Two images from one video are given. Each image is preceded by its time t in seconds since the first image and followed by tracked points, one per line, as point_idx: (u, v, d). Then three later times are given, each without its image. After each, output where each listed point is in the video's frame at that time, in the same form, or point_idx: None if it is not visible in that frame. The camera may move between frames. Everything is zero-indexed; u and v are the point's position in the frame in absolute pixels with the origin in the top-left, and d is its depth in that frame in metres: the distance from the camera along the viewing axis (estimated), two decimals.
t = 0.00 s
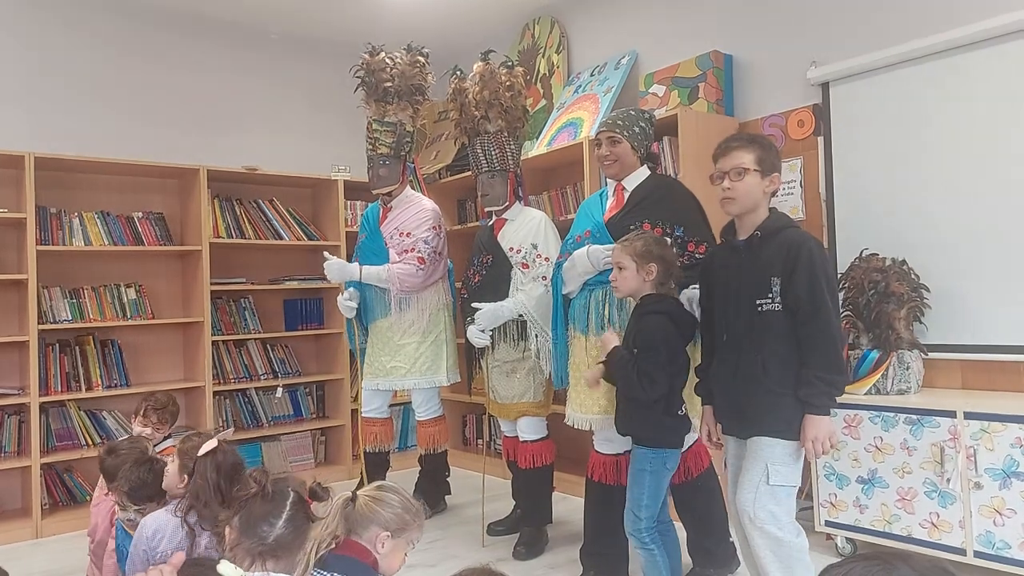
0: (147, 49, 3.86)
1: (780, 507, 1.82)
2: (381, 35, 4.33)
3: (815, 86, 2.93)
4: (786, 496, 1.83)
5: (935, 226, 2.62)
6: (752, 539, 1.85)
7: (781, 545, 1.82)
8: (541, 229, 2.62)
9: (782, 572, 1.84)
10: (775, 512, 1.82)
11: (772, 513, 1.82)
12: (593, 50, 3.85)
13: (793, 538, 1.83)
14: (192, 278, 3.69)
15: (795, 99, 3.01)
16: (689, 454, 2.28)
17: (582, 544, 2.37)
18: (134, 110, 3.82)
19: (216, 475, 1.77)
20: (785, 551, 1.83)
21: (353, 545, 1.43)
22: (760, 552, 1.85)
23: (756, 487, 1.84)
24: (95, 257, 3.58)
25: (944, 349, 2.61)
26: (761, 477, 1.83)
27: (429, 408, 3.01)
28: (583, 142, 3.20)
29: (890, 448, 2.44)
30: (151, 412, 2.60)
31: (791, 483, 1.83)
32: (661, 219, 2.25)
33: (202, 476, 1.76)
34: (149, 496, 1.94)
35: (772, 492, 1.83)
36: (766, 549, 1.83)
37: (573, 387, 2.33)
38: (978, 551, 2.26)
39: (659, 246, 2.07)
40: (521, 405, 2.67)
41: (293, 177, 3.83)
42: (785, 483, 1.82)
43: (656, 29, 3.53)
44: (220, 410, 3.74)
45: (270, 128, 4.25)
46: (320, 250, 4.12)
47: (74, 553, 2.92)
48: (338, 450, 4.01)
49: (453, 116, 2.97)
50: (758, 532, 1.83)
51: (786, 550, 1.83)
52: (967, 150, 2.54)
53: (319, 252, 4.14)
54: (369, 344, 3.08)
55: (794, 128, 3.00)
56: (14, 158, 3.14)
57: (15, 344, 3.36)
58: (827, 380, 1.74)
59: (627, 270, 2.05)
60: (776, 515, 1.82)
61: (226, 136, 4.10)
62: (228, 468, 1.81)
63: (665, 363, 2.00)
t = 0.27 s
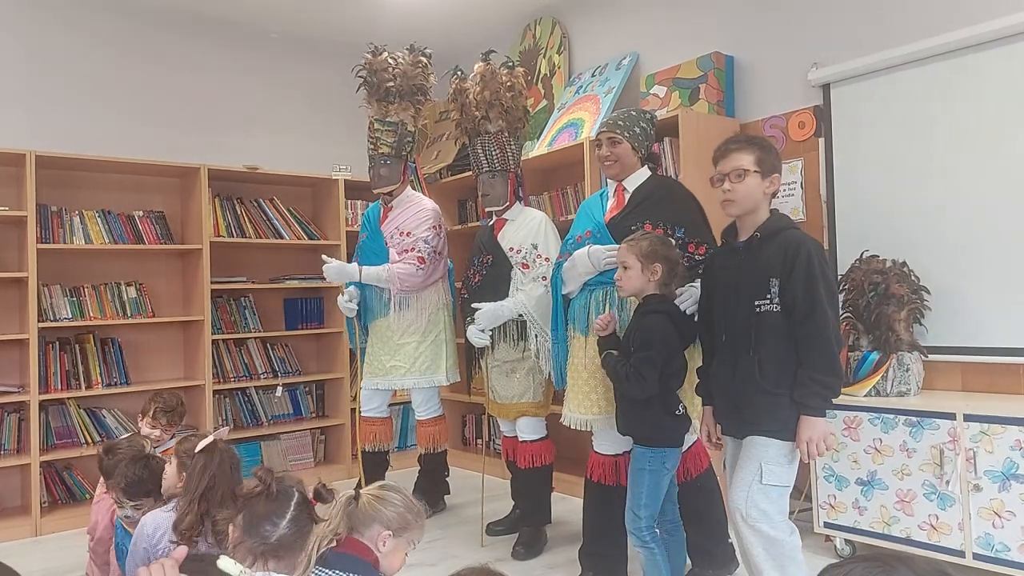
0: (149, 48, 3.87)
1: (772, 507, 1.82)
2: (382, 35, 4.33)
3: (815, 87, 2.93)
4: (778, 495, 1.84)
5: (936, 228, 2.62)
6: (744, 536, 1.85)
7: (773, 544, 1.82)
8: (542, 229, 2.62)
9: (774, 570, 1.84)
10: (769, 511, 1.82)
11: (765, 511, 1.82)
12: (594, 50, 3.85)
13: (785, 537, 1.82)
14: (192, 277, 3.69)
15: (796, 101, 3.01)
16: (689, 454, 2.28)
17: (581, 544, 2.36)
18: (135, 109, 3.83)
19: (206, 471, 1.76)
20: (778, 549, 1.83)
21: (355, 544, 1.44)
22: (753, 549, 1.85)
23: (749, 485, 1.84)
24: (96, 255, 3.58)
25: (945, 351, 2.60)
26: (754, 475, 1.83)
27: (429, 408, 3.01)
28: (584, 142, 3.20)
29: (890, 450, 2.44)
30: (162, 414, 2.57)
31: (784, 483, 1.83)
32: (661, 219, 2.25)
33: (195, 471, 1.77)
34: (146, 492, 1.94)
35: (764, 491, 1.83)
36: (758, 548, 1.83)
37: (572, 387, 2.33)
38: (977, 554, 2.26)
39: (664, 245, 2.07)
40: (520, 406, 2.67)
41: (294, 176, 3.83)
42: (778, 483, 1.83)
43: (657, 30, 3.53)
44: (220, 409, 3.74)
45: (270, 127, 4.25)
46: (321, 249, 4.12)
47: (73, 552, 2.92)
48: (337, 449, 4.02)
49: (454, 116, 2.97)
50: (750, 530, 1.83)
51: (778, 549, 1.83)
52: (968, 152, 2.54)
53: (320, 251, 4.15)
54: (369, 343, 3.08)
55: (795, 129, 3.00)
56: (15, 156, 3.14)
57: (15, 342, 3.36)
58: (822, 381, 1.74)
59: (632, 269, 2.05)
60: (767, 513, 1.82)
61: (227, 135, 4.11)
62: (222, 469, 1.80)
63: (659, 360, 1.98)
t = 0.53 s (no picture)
0: (148, 49, 3.86)
1: (777, 512, 1.82)
2: (381, 36, 4.33)
3: (815, 87, 2.93)
4: (783, 500, 1.84)
5: (936, 227, 2.62)
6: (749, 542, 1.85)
7: (778, 549, 1.83)
8: (541, 229, 2.62)
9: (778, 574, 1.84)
10: (774, 517, 1.82)
11: (770, 518, 1.82)
12: (594, 51, 3.85)
13: (791, 543, 1.83)
14: (192, 278, 3.69)
15: (796, 101, 3.01)
16: (689, 454, 2.28)
17: (581, 545, 2.37)
18: (134, 110, 3.82)
19: (215, 469, 1.81)
20: (783, 554, 1.83)
21: (357, 545, 1.44)
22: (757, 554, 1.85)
23: (753, 491, 1.84)
24: (95, 256, 3.58)
25: (944, 351, 2.61)
26: (758, 481, 1.84)
27: (430, 408, 3.01)
28: (583, 142, 3.20)
29: (890, 449, 2.44)
30: (174, 417, 2.60)
31: (788, 488, 1.83)
32: (661, 220, 2.25)
33: (203, 469, 1.82)
34: (143, 490, 1.94)
35: (769, 496, 1.83)
36: (763, 552, 1.84)
37: (573, 387, 2.33)
38: (977, 553, 2.26)
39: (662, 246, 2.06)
40: (521, 406, 2.67)
41: (293, 177, 3.83)
42: (782, 488, 1.83)
43: (657, 30, 3.53)
44: (220, 410, 3.74)
45: (270, 128, 4.25)
46: (320, 250, 4.12)
47: (73, 553, 2.92)
48: (337, 450, 4.02)
49: (454, 117, 2.97)
50: (755, 535, 1.83)
51: (782, 553, 1.83)
52: (968, 152, 2.54)
53: (319, 252, 4.14)
54: (369, 344, 3.08)
55: (794, 129, 3.00)
56: (14, 157, 3.14)
57: (15, 343, 3.36)
58: (822, 381, 1.74)
59: (631, 270, 2.05)
60: (773, 519, 1.82)
61: (227, 136, 4.10)
62: (229, 470, 1.84)
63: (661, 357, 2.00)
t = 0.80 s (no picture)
0: (147, 49, 3.86)
1: (779, 513, 1.83)
2: (381, 36, 4.33)
3: (815, 87, 2.93)
4: (785, 502, 1.84)
5: (936, 227, 2.62)
6: (751, 544, 1.85)
7: (779, 550, 1.83)
8: (541, 229, 2.62)
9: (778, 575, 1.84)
10: (776, 518, 1.82)
11: (772, 519, 1.83)
12: (593, 51, 3.85)
13: (793, 545, 1.83)
14: (192, 278, 3.69)
15: (796, 101, 3.01)
16: (689, 454, 2.28)
17: (582, 545, 2.37)
18: (134, 110, 3.82)
19: (221, 465, 1.82)
20: (785, 556, 1.83)
21: (358, 546, 1.44)
22: (758, 555, 1.85)
23: (755, 492, 1.84)
24: (95, 257, 3.58)
25: (944, 351, 2.61)
26: (760, 483, 1.83)
27: (430, 408, 3.01)
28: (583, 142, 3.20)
29: (890, 450, 2.44)
30: (172, 419, 2.56)
31: (789, 489, 1.83)
32: (660, 220, 2.25)
33: (209, 465, 1.83)
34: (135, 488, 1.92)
35: (771, 497, 1.83)
36: (764, 553, 1.84)
37: (573, 387, 2.33)
38: (977, 553, 2.27)
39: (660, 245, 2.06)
40: (521, 406, 2.67)
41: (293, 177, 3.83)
42: (783, 489, 1.83)
43: (656, 30, 3.53)
44: (220, 411, 3.74)
45: (269, 128, 4.25)
46: (320, 250, 4.13)
47: (73, 553, 2.92)
48: (337, 450, 4.02)
49: (454, 117, 2.97)
50: (757, 537, 1.83)
51: (784, 555, 1.83)
52: (968, 152, 2.54)
53: (319, 252, 4.15)
54: (370, 345, 3.08)
55: (794, 129, 3.00)
56: (14, 158, 3.14)
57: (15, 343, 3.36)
58: (822, 382, 1.74)
59: (630, 271, 2.05)
60: (774, 520, 1.83)
61: (226, 136, 4.10)
62: (235, 465, 1.85)
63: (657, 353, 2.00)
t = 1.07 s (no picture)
0: (147, 50, 3.86)
1: (778, 513, 1.82)
2: (380, 37, 4.33)
3: (814, 88, 2.93)
4: (784, 501, 1.84)
5: (936, 228, 2.62)
6: (749, 543, 1.85)
7: (777, 550, 1.82)
8: (541, 230, 2.62)
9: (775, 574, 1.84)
10: (774, 518, 1.82)
11: (770, 519, 1.82)
12: (593, 52, 3.85)
13: (792, 545, 1.83)
14: (191, 279, 3.69)
15: (795, 101, 3.01)
16: (689, 455, 2.28)
17: (581, 546, 2.36)
18: (133, 112, 3.82)
19: (218, 464, 1.81)
20: (783, 556, 1.83)
21: (361, 547, 1.44)
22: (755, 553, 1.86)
23: (754, 492, 1.84)
24: (94, 258, 3.57)
25: (944, 351, 2.61)
26: (759, 482, 1.83)
27: (429, 409, 3.00)
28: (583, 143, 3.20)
29: (890, 450, 2.44)
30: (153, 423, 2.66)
31: (788, 489, 1.83)
32: (658, 221, 2.25)
33: (205, 464, 1.82)
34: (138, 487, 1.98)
35: (769, 497, 1.83)
36: (761, 552, 1.84)
37: (572, 388, 2.32)
38: (978, 554, 2.26)
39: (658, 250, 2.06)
40: (521, 407, 2.67)
41: (293, 178, 3.83)
42: (782, 489, 1.83)
43: (656, 31, 3.53)
44: (219, 412, 3.74)
45: (268, 129, 4.25)
46: (320, 251, 4.12)
47: (72, 555, 2.91)
48: (337, 452, 4.01)
49: (453, 118, 2.97)
50: (754, 536, 1.83)
51: (782, 555, 1.83)
52: (967, 152, 2.54)
53: (319, 253, 4.14)
54: (369, 346, 3.07)
55: (794, 130, 3.00)
56: (13, 159, 3.14)
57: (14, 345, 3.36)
58: (823, 382, 1.75)
59: (631, 274, 2.04)
60: (771, 519, 1.82)
61: (226, 137, 4.10)
62: (231, 462, 1.84)
63: (657, 354, 1.99)
